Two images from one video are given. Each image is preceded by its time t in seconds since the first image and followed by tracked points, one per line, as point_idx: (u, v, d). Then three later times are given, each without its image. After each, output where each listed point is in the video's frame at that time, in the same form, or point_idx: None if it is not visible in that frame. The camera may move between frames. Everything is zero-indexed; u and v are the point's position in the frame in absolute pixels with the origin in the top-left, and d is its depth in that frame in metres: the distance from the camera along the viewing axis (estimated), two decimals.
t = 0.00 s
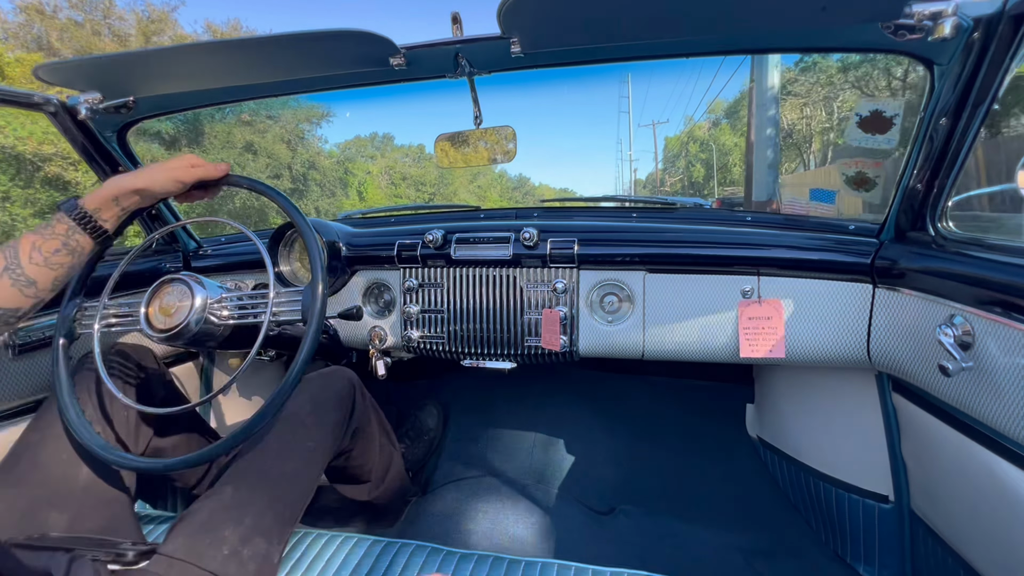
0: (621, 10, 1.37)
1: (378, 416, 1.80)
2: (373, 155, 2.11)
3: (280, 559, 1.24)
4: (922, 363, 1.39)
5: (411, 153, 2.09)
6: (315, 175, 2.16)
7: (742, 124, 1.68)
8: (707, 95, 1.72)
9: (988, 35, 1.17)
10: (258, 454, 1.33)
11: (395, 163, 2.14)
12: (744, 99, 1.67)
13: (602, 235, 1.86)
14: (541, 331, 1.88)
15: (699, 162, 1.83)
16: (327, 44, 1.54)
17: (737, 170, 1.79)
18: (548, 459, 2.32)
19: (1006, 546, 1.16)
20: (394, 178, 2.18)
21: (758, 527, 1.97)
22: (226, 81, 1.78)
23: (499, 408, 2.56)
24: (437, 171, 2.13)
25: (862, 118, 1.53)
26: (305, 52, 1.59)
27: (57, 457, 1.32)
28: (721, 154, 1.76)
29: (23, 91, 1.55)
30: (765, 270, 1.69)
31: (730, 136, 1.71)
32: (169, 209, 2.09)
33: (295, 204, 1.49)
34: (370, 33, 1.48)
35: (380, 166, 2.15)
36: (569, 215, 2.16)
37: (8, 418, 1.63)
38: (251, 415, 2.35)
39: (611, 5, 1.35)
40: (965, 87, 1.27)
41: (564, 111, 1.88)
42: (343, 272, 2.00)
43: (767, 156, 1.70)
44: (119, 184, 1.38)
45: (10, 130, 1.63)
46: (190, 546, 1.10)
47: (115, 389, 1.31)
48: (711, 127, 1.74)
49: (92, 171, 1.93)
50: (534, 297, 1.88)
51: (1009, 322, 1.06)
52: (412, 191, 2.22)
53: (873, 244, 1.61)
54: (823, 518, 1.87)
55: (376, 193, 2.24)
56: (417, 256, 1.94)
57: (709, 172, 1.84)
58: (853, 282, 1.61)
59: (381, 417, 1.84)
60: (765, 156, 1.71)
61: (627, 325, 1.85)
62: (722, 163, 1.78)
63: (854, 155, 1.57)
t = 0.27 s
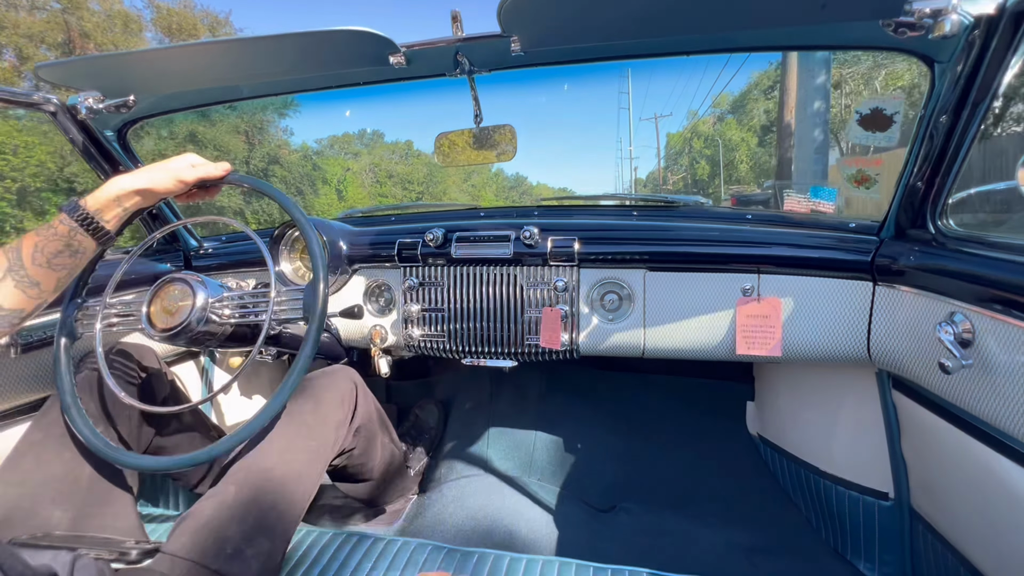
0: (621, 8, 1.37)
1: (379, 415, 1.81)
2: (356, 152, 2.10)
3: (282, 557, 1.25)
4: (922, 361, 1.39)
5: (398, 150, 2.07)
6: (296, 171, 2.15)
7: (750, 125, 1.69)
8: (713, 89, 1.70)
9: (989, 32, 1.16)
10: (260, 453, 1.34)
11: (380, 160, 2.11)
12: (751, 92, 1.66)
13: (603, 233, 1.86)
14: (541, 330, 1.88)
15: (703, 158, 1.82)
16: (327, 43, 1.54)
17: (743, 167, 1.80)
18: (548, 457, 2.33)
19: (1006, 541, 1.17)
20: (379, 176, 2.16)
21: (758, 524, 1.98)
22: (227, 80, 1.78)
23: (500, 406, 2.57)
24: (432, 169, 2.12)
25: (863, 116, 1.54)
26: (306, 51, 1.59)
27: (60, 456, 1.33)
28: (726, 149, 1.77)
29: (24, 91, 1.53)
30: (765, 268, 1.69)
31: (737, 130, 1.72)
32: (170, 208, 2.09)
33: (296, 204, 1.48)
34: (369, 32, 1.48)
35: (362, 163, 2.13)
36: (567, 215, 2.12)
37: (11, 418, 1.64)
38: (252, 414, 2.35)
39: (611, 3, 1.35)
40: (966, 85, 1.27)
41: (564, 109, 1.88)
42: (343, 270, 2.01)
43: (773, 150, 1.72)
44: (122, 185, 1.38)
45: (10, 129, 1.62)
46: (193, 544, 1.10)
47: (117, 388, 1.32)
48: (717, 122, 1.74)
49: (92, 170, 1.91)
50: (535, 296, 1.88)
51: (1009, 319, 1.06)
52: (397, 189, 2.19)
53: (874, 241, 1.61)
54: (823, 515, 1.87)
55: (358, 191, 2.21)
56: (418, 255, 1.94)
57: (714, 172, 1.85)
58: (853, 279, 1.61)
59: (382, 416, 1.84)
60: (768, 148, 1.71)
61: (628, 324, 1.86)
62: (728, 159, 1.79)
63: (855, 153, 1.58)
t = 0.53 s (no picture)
0: (622, 9, 1.37)
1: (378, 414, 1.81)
2: (340, 147, 2.08)
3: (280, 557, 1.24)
4: (921, 364, 1.39)
5: (398, 149, 2.07)
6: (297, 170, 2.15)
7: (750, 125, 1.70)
8: (720, 80, 1.67)
9: (991, 36, 1.16)
10: (258, 451, 1.33)
11: (363, 156, 2.10)
12: (758, 84, 1.64)
13: (604, 234, 1.86)
14: (541, 331, 1.88)
15: (709, 154, 1.80)
16: (329, 42, 1.54)
17: (751, 163, 1.78)
18: (547, 457, 2.32)
19: (1004, 546, 1.17)
20: (361, 173, 2.16)
21: (756, 527, 1.98)
22: (228, 78, 1.78)
23: (498, 407, 2.57)
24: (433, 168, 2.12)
25: (863, 119, 1.54)
26: (308, 50, 1.59)
27: (57, 453, 1.33)
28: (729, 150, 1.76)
29: (24, 87, 1.53)
30: (765, 270, 1.69)
31: (744, 124, 1.70)
32: (170, 206, 2.08)
33: (297, 203, 1.48)
34: (370, 32, 1.47)
35: (342, 161, 2.12)
36: (567, 215, 2.15)
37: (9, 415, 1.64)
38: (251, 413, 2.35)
39: (613, 4, 1.34)
40: (967, 88, 1.27)
41: (565, 110, 1.88)
42: (342, 270, 2.00)
43: (782, 144, 1.70)
44: (121, 183, 1.37)
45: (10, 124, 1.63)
46: (190, 542, 1.10)
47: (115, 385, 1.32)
48: (722, 115, 1.72)
49: (93, 167, 1.92)
50: (535, 296, 1.88)
51: (1009, 323, 1.06)
52: (380, 186, 2.20)
53: (873, 245, 1.61)
54: (822, 518, 1.87)
55: (359, 190, 2.22)
56: (418, 255, 1.94)
57: (721, 169, 1.82)
58: (853, 283, 1.60)
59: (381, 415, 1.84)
60: (775, 147, 1.71)
61: (627, 325, 1.86)
62: (736, 154, 1.77)
63: (857, 157, 1.59)
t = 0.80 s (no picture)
0: (622, 9, 1.37)
1: (377, 414, 1.81)
2: (328, 145, 2.08)
3: (280, 556, 1.25)
4: (920, 365, 1.39)
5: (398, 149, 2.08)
6: (297, 170, 2.16)
7: (753, 122, 1.68)
8: (728, 69, 1.64)
9: (990, 37, 1.16)
10: (257, 450, 1.33)
11: (344, 152, 2.11)
12: (767, 76, 1.61)
13: (603, 234, 1.86)
14: (540, 331, 1.88)
15: (715, 150, 1.77)
16: (329, 42, 1.54)
17: (760, 160, 1.74)
18: (546, 458, 2.32)
19: (1002, 547, 1.17)
20: (340, 170, 2.17)
21: (755, 527, 1.98)
22: (227, 78, 1.78)
23: (498, 407, 2.57)
24: (433, 168, 2.13)
25: (863, 119, 1.54)
26: (307, 49, 1.59)
27: (57, 452, 1.33)
28: (729, 154, 1.76)
29: (25, 86, 1.53)
30: (765, 271, 1.69)
31: (754, 118, 1.67)
32: (169, 205, 2.09)
33: (296, 202, 1.48)
34: (367, 31, 1.47)
35: (320, 159, 2.14)
36: (566, 215, 2.15)
37: (8, 414, 1.63)
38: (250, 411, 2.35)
39: (613, 4, 1.34)
40: (967, 89, 1.27)
41: (565, 110, 1.88)
42: (342, 269, 2.00)
43: (796, 137, 1.65)
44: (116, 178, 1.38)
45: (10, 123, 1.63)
46: (190, 541, 1.10)
47: (114, 384, 1.32)
48: (728, 108, 1.69)
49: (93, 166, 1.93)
50: (534, 296, 1.88)
51: (1008, 324, 1.06)
52: (362, 183, 2.21)
53: (873, 245, 1.61)
54: (821, 518, 1.87)
55: (359, 190, 2.23)
56: (417, 254, 1.94)
57: (728, 168, 1.79)
58: (853, 283, 1.61)
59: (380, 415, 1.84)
60: (787, 143, 1.67)
61: (626, 326, 1.86)
62: (744, 149, 1.73)
63: (857, 158, 1.60)
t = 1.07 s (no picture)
0: (622, 7, 1.37)
1: (379, 415, 1.81)
2: (330, 146, 2.08)
3: (283, 557, 1.25)
4: (923, 361, 1.39)
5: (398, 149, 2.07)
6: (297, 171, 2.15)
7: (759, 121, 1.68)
8: (736, 62, 1.62)
9: (991, 32, 1.16)
10: (260, 452, 1.33)
11: (339, 153, 2.09)
12: (779, 67, 1.60)
13: (604, 233, 1.86)
14: (542, 330, 1.87)
15: (723, 146, 1.76)
16: (328, 43, 1.54)
17: (771, 156, 1.72)
18: (549, 457, 2.32)
19: (1006, 543, 1.17)
20: (317, 165, 2.14)
21: (758, 525, 1.98)
22: (227, 79, 1.78)
23: (500, 407, 2.57)
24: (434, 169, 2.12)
25: (864, 116, 1.55)
26: (306, 50, 1.59)
27: (60, 455, 1.33)
28: (737, 151, 1.76)
29: (25, 90, 1.52)
30: (767, 268, 1.69)
31: (765, 111, 1.66)
32: (170, 208, 2.08)
33: (297, 204, 1.48)
34: (365, 32, 1.47)
35: (296, 154, 2.09)
36: (565, 215, 2.16)
37: (10, 417, 1.63)
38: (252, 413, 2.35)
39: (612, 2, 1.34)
40: (967, 85, 1.27)
41: (565, 109, 1.88)
42: (343, 270, 2.00)
43: (817, 127, 1.62)
44: (118, 181, 1.38)
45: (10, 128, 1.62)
46: (194, 543, 1.10)
47: (118, 387, 1.32)
48: (736, 102, 1.69)
49: (92, 169, 1.92)
50: (536, 296, 1.87)
51: (1011, 320, 1.06)
52: (340, 180, 2.19)
53: (874, 242, 1.61)
54: (824, 515, 1.87)
55: (360, 192, 2.23)
56: (418, 255, 1.94)
57: (737, 164, 1.78)
58: (854, 281, 1.60)
59: (382, 415, 1.84)
60: (803, 135, 1.65)
61: (628, 325, 1.86)
62: (755, 144, 1.72)
63: (856, 154, 1.60)
